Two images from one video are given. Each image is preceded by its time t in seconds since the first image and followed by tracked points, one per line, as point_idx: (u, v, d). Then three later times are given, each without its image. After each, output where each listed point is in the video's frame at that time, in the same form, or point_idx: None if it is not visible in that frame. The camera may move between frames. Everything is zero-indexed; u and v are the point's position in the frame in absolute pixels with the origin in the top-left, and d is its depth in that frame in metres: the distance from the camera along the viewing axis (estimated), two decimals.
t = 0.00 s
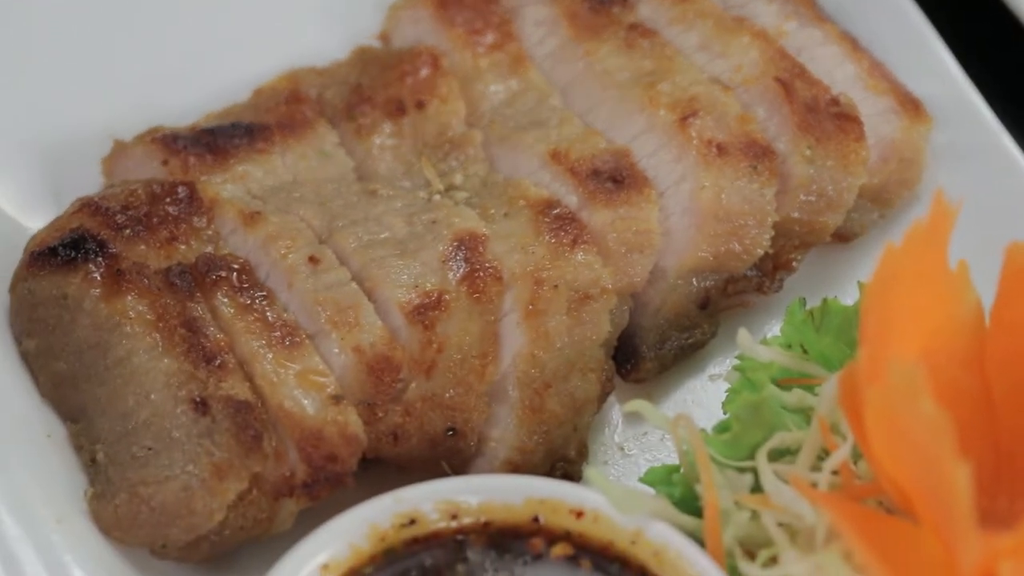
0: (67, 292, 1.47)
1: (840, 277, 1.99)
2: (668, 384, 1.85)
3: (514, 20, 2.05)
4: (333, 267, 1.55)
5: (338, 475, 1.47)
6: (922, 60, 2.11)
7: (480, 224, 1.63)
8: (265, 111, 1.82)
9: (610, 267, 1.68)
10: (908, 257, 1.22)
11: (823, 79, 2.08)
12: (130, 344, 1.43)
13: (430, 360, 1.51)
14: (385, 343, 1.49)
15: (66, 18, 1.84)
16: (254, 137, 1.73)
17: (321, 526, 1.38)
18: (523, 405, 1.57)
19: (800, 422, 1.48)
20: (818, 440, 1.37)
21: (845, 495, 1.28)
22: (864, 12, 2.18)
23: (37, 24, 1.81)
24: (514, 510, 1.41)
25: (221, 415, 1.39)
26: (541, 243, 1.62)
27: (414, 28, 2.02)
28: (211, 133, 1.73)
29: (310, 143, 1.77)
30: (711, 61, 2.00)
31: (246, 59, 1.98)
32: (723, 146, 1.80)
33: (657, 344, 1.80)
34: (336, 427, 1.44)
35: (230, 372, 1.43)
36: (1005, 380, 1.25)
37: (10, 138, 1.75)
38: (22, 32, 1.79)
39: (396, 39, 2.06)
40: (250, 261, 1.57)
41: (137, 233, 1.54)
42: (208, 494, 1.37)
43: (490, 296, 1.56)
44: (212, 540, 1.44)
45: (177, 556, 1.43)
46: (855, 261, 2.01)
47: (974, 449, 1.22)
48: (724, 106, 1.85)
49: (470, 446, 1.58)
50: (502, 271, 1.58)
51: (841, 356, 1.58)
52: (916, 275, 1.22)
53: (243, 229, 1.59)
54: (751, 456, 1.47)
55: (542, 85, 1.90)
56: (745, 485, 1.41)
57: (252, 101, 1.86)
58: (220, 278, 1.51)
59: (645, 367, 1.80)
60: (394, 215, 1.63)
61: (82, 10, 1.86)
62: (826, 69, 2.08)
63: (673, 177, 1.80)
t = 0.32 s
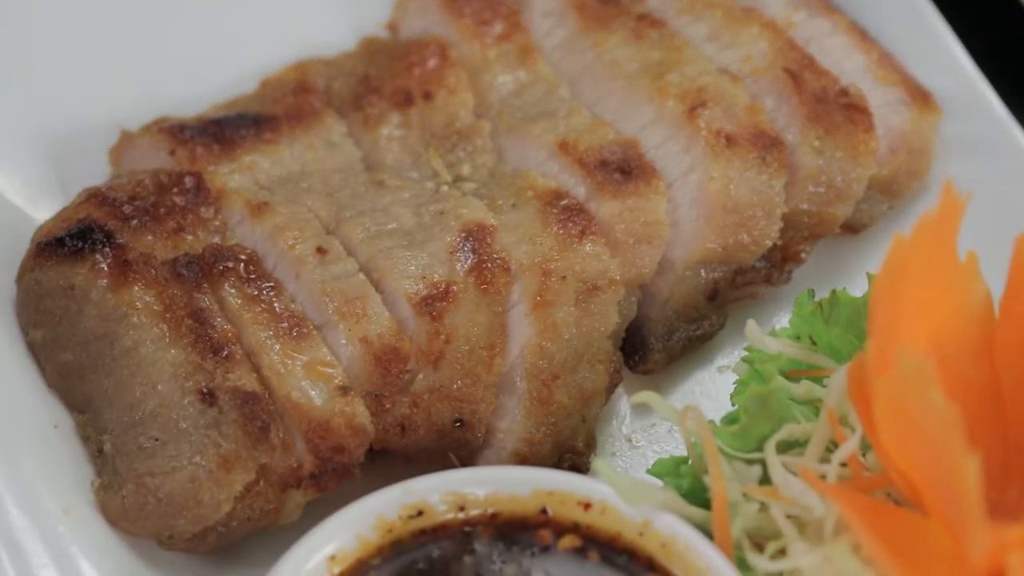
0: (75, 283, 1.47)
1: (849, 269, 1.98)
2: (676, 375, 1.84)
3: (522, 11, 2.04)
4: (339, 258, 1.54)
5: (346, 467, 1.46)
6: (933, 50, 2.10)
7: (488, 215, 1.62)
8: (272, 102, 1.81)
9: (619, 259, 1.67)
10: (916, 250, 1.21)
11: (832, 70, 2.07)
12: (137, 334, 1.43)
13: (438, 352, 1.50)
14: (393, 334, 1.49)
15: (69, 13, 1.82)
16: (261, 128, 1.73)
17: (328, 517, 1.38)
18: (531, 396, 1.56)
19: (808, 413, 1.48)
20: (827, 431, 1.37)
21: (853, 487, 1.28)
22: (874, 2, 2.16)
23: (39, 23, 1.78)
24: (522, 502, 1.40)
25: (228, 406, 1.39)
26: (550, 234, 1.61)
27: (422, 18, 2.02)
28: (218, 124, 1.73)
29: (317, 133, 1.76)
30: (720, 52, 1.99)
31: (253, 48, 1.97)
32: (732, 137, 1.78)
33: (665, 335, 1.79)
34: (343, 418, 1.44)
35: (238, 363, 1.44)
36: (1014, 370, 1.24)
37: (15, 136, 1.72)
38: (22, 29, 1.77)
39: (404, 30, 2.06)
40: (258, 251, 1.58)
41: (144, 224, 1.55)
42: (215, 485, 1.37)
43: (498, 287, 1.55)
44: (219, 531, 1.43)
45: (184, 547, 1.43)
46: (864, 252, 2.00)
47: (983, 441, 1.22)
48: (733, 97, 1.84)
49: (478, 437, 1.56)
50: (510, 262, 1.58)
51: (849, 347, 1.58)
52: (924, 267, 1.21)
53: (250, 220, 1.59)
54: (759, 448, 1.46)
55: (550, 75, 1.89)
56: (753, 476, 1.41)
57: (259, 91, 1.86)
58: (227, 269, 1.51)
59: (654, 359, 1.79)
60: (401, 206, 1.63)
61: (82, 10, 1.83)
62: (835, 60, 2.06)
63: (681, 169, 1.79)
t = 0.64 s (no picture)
0: (80, 276, 1.47)
1: (854, 263, 1.98)
2: (681, 369, 1.84)
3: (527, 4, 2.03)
4: (344, 251, 1.54)
5: (351, 460, 1.46)
6: (938, 43, 2.09)
7: (493, 208, 1.62)
8: (277, 96, 1.81)
9: (624, 253, 1.67)
10: (922, 242, 1.21)
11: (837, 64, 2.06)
12: (142, 328, 1.43)
13: (442, 346, 1.50)
14: (398, 328, 1.49)
15: (69, 12, 1.81)
16: (266, 122, 1.73)
17: (333, 511, 1.38)
18: (536, 390, 1.56)
19: (813, 408, 1.48)
20: (832, 425, 1.36)
21: (858, 481, 1.28)
22: None
23: (41, 22, 1.77)
24: (527, 496, 1.40)
25: (233, 400, 1.39)
26: (555, 228, 1.61)
27: (427, 11, 2.02)
28: (222, 118, 1.72)
29: (322, 127, 1.76)
30: (725, 45, 1.98)
31: (257, 42, 1.97)
32: (738, 131, 1.78)
33: (670, 330, 1.79)
34: (348, 412, 1.44)
35: (242, 357, 1.44)
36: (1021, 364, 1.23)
37: (19, 132, 1.72)
38: (23, 27, 1.76)
39: (409, 23, 2.05)
40: (263, 244, 1.58)
41: (149, 218, 1.55)
42: (220, 479, 1.37)
43: (503, 281, 1.55)
44: (224, 525, 1.43)
45: (189, 540, 1.43)
46: (869, 246, 1.99)
47: (987, 435, 1.21)
48: (738, 91, 1.83)
49: (483, 431, 1.56)
50: (515, 256, 1.57)
51: (854, 341, 1.57)
52: (930, 260, 1.21)
53: (255, 214, 1.59)
54: (764, 442, 1.46)
55: (555, 69, 1.88)
56: (758, 470, 1.40)
57: (264, 84, 1.86)
58: (231, 263, 1.51)
59: (659, 353, 1.79)
60: (406, 200, 1.63)
61: (82, 10, 1.82)
62: (840, 54, 2.05)
63: (685, 163, 1.79)
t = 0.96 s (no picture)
0: (80, 274, 1.47)
1: (855, 260, 1.98)
2: (682, 367, 1.84)
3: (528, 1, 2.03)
4: (344, 249, 1.54)
5: (351, 458, 1.46)
6: (940, 40, 2.08)
7: (493, 206, 1.62)
8: (278, 93, 1.81)
9: (625, 250, 1.67)
10: (922, 242, 1.21)
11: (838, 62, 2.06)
12: (143, 326, 1.43)
13: (443, 344, 1.50)
14: (398, 326, 1.49)
15: (69, 12, 1.80)
16: (266, 119, 1.73)
17: (334, 509, 1.38)
18: (536, 388, 1.56)
19: (814, 405, 1.48)
20: (833, 423, 1.36)
21: (859, 479, 1.27)
22: None
23: (41, 22, 1.77)
24: (527, 493, 1.40)
25: (234, 397, 1.39)
26: (556, 226, 1.61)
27: (427, 9, 2.01)
28: (223, 115, 1.72)
29: (322, 124, 1.76)
30: (726, 43, 1.98)
31: (258, 40, 1.97)
32: (739, 128, 1.78)
33: (671, 327, 1.79)
34: (349, 410, 1.44)
35: (243, 354, 1.44)
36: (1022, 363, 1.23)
37: (19, 130, 1.72)
38: (24, 27, 1.76)
39: (410, 21, 2.05)
40: (264, 242, 1.58)
41: (149, 215, 1.55)
42: (221, 477, 1.37)
43: (504, 279, 1.55)
44: (225, 522, 1.43)
45: (189, 538, 1.43)
46: (870, 244, 1.99)
47: (988, 433, 1.21)
48: (739, 88, 1.83)
49: (483, 429, 1.56)
50: (516, 254, 1.57)
51: (855, 339, 1.57)
52: (931, 259, 1.21)
53: (256, 212, 1.59)
54: (765, 440, 1.46)
55: (556, 66, 1.88)
56: (759, 468, 1.40)
57: (264, 82, 1.85)
58: (232, 260, 1.51)
59: (660, 350, 1.79)
60: (407, 198, 1.63)
61: (82, 9, 1.82)
62: (841, 51, 2.05)
63: (686, 161, 1.79)
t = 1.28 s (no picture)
0: (80, 275, 1.47)
1: (854, 262, 1.98)
2: (681, 369, 1.84)
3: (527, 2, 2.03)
4: (344, 251, 1.55)
5: (350, 459, 1.46)
6: (939, 42, 2.09)
7: (493, 208, 1.62)
8: (277, 94, 1.81)
9: (624, 252, 1.67)
10: (922, 242, 1.21)
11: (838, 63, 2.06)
12: (142, 327, 1.42)
13: (442, 345, 1.50)
14: (398, 328, 1.49)
15: (69, 12, 1.80)
16: (266, 120, 1.73)
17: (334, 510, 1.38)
18: (536, 390, 1.56)
19: (813, 407, 1.48)
20: (832, 425, 1.36)
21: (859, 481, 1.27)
22: None
23: (41, 22, 1.77)
24: (527, 495, 1.40)
25: (233, 399, 1.39)
26: (555, 227, 1.61)
27: (427, 10, 2.01)
28: (223, 116, 1.72)
29: (322, 126, 1.76)
30: (725, 44, 1.98)
31: (257, 40, 1.97)
32: (738, 130, 1.78)
33: (670, 329, 1.79)
34: (348, 411, 1.44)
35: (242, 356, 1.44)
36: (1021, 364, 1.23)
37: (18, 131, 1.72)
38: (24, 27, 1.76)
39: (410, 22, 2.05)
40: (263, 243, 1.58)
41: (149, 216, 1.55)
42: (220, 478, 1.37)
43: (503, 280, 1.55)
44: (224, 524, 1.43)
45: (189, 539, 1.43)
46: (869, 246, 1.99)
47: (987, 433, 1.21)
48: (739, 90, 1.83)
49: (483, 430, 1.56)
50: (515, 255, 1.57)
51: (854, 341, 1.57)
52: (930, 259, 1.21)
53: (255, 213, 1.59)
54: (765, 441, 1.46)
55: (556, 68, 1.88)
56: (758, 469, 1.40)
57: (264, 83, 1.85)
58: (232, 262, 1.51)
59: (659, 352, 1.79)
60: (406, 199, 1.63)
61: (82, 9, 1.82)
62: (841, 53, 2.05)
63: (685, 162, 1.79)
